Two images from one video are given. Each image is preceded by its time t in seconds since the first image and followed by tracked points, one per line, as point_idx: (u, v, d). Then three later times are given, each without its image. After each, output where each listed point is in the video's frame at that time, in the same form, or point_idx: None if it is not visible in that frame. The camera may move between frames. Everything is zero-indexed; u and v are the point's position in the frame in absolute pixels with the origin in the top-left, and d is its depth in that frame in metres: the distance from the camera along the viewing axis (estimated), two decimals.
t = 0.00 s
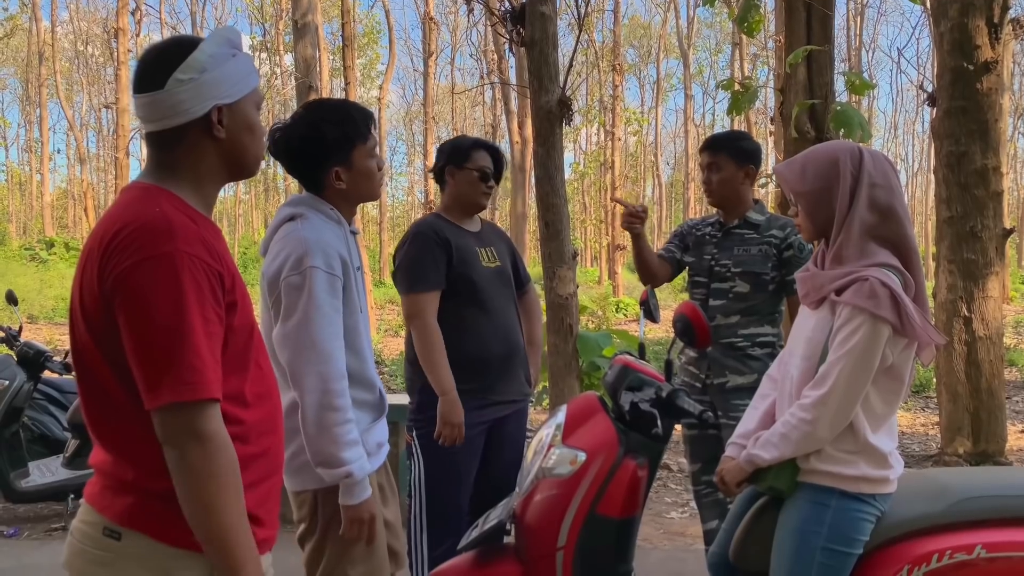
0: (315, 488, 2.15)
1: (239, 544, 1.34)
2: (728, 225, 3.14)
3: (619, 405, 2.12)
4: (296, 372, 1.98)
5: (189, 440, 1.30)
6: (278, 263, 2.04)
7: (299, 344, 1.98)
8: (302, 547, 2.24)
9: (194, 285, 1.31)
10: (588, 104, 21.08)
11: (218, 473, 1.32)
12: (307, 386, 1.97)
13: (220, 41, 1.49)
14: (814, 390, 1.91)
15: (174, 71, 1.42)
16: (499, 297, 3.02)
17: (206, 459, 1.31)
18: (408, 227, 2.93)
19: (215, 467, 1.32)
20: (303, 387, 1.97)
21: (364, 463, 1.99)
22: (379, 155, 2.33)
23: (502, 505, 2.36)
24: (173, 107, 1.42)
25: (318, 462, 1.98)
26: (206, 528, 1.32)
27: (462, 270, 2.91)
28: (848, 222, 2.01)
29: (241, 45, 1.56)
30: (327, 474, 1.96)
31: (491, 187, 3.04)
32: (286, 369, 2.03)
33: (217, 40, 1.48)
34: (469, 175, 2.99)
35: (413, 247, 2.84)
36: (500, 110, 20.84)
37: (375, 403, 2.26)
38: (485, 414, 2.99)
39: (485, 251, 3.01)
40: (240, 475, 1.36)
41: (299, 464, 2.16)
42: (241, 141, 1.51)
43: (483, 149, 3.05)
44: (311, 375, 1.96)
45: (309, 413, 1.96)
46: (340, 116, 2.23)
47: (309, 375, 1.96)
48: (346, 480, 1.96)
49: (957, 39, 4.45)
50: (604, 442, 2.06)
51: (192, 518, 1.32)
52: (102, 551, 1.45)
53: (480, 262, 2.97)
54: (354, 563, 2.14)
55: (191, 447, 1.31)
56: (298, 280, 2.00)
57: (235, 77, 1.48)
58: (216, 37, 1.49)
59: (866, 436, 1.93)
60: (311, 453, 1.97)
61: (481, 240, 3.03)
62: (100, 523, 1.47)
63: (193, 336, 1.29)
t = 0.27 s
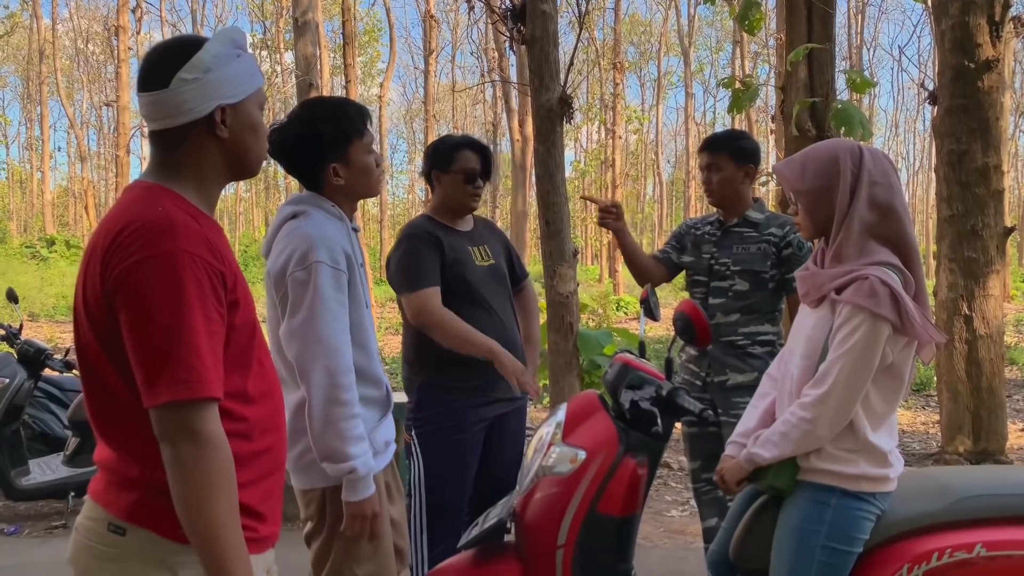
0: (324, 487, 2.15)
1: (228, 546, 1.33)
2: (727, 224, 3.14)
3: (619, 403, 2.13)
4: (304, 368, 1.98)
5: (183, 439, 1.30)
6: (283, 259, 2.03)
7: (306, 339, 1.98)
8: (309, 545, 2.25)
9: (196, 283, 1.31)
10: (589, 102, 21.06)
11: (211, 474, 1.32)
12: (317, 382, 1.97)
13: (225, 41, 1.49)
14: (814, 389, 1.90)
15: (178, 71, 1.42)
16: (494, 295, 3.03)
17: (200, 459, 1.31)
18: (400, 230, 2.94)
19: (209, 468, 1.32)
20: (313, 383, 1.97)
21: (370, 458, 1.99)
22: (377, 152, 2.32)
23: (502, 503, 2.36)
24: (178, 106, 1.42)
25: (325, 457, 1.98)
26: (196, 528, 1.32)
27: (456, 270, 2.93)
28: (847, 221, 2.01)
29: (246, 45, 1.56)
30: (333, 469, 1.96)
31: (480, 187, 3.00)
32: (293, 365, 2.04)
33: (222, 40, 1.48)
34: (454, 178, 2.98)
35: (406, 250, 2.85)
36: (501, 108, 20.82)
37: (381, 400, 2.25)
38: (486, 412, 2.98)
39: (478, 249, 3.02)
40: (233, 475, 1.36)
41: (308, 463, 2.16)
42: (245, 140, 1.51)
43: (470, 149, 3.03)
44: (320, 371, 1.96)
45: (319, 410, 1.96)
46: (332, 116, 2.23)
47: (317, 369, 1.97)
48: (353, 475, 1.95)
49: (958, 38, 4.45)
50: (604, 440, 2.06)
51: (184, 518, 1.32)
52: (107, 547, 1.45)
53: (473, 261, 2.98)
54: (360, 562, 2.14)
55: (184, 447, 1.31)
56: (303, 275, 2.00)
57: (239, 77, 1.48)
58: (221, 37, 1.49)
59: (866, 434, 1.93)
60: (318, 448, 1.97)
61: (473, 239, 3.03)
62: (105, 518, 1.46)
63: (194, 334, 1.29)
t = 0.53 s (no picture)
0: (333, 486, 2.16)
1: (260, 536, 1.34)
2: (726, 224, 3.14)
3: (620, 403, 2.13)
4: (312, 361, 1.98)
5: (204, 436, 1.30)
6: (289, 254, 2.04)
7: (313, 333, 1.98)
8: (316, 544, 2.26)
9: (206, 281, 1.31)
10: (590, 101, 21.04)
11: (233, 467, 1.32)
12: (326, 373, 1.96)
13: (233, 42, 1.49)
14: (815, 389, 1.90)
15: (188, 73, 1.42)
16: (492, 295, 3.03)
17: (221, 454, 1.31)
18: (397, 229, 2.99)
19: (231, 462, 1.32)
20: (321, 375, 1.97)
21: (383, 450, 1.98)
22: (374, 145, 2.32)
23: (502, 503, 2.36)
24: (186, 108, 1.42)
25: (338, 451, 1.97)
26: (226, 521, 1.32)
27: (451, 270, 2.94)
28: (848, 220, 2.00)
29: (251, 45, 1.55)
30: (345, 462, 1.95)
31: (469, 200, 3.00)
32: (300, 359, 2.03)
33: (230, 41, 1.48)
34: (444, 191, 2.97)
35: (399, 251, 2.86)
36: (502, 108, 20.81)
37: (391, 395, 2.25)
38: (485, 411, 2.98)
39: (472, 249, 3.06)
40: (256, 469, 1.36)
41: (315, 461, 2.17)
42: (252, 141, 1.51)
43: (462, 161, 2.96)
44: (328, 363, 1.96)
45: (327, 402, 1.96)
46: (323, 115, 2.22)
47: (325, 361, 1.96)
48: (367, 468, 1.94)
49: (960, 36, 4.44)
50: (606, 439, 2.06)
51: (209, 511, 1.32)
52: (109, 544, 1.45)
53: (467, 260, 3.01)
54: (367, 563, 2.15)
55: (206, 443, 1.31)
56: (309, 269, 2.00)
57: (248, 79, 1.48)
58: (229, 38, 1.48)
59: (867, 434, 1.92)
60: (330, 442, 1.97)
61: (467, 240, 3.07)
62: (108, 515, 1.46)
63: (206, 333, 1.29)
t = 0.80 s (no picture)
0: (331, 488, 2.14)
1: (281, 530, 1.34)
2: (722, 224, 3.14)
3: (621, 402, 2.13)
4: (313, 354, 1.98)
5: (219, 431, 1.30)
6: (292, 249, 2.06)
7: (314, 327, 1.98)
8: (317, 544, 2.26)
9: (218, 281, 1.31)
10: (590, 101, 21.02)
11: (250, 462, 1.33)
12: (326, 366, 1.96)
13: (241, 43, 1.49)
14: (816, 387, 1.90)
15: (198, 73, 1.42)
16: (490, 294, 3.02)
17: (237, 449, 1.31)
18: (394, 227, 3.00)
19: (247, 457, 1.32)
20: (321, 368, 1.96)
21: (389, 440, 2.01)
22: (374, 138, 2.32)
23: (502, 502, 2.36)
24: (195, 108, 1.42)
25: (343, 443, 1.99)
26: (245, 515, 1.32)
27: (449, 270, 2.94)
28: (849, 219, 2.00)
29: (258, 46, 1.55)
30: (352, 454, 1.97)
31: (464, 198, 3.02)
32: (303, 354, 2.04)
33: (239, 43, 1.48)
34: (438, 193, 2.99)
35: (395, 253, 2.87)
36: (503, 107, 20.79)
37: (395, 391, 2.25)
38: (485, 410, 2.97)
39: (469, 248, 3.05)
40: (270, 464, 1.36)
41: (314, 461, 2.16)
42: (257, 142, 1.51)
43: (454, 161, 2.97)
44: (330, 356, 1.96)
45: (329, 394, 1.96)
46: (318, 112, 2.24)
47: (326, 355, 1.96)
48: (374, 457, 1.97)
49: (961, 35, 4.43)
50: (606, 439, 2.06)
51: (226, 504, 1.32)
52: (109, 544, 1.45)
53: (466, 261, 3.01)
54: (367, 565, 2.16)
55: (220, 438, 1.31)
56: (310, 263, 2.01)
57: (256, 80, 1.49)
58: (238, 39, 1.48)
59: (868, 433, 1.92)
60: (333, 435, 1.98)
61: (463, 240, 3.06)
62: (107, 516, 1.45)
63: (221, 333, 1.30)
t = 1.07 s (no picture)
0: (331, 488, 2.18)
1: (273, 532, 1.34)
2: (714, 223, 3.15)
3: (619, 400, 2.13)
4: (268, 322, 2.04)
5: (220, 431, 1.31)
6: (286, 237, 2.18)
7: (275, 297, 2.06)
8: (315, 543, 2.28)
9: (223, 282, 1.31)
10: (589, 98, 21.01)
11: (248, 463, 1.33)
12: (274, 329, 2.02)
13: (229, 36, 1.47)
14: (814, 385, 1.90)
15: (186, 70, 1.41)
16: (484, 292, 3.02)
17: (237, 449, 1.32)
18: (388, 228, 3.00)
19: (245, 458, 1.33)
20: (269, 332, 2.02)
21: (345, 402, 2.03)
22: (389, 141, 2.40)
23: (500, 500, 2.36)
24: (187, 106, 1.42)
25: (299, 406, 2.04)
26: (241, 518, 1.32)
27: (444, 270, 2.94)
28: (847, 216, 2.00)
29: (249, 39, 1.54)
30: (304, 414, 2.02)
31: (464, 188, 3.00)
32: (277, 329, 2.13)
33: (226, 35, 1.46)
34: (441, 185, 2.98)
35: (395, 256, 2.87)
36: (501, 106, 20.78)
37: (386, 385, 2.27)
38: (478, 408, 2.97)
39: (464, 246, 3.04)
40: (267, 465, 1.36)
41: (312, 462, 2.18)
42: (251, 140, 1.50)
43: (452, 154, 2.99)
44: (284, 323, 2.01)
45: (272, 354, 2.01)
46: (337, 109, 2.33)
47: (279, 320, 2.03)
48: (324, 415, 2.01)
49: (959, 32, 4.44)
50: (604, 437, 2.06)
51: (223, 508, 1.32)
52: (107, 546, 1.45)
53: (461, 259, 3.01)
54: (362, 566, 2.18)
55: (221, 438, 1.31)
56: (292, 244, 2.12)
57: (247, 73, 1.47)
58: (225, 32, 1.47)
59: (866, 430, 1.92)
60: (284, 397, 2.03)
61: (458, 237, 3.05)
62: (106, 518, 1.46)
63: (225, 332, 1.30)
